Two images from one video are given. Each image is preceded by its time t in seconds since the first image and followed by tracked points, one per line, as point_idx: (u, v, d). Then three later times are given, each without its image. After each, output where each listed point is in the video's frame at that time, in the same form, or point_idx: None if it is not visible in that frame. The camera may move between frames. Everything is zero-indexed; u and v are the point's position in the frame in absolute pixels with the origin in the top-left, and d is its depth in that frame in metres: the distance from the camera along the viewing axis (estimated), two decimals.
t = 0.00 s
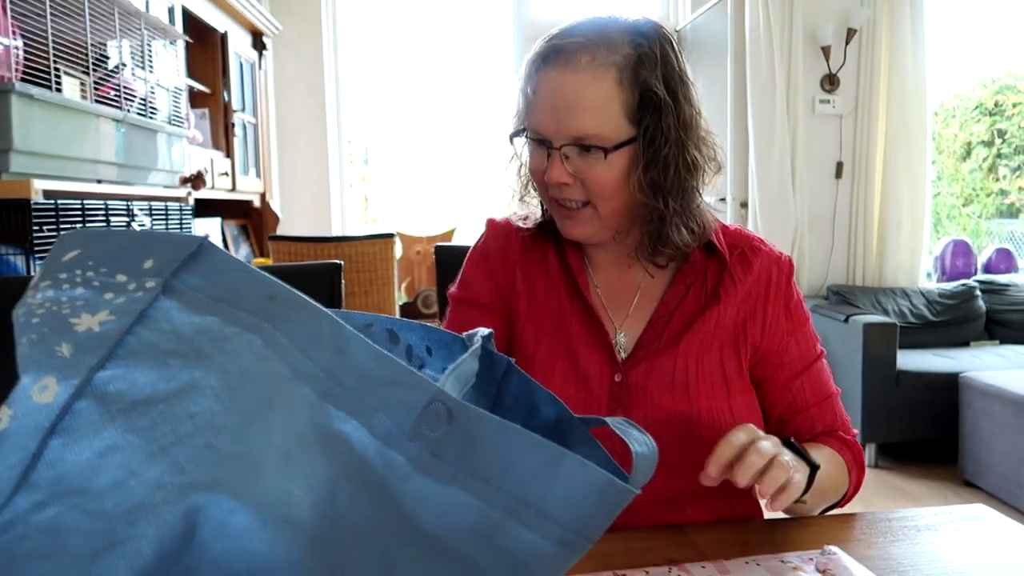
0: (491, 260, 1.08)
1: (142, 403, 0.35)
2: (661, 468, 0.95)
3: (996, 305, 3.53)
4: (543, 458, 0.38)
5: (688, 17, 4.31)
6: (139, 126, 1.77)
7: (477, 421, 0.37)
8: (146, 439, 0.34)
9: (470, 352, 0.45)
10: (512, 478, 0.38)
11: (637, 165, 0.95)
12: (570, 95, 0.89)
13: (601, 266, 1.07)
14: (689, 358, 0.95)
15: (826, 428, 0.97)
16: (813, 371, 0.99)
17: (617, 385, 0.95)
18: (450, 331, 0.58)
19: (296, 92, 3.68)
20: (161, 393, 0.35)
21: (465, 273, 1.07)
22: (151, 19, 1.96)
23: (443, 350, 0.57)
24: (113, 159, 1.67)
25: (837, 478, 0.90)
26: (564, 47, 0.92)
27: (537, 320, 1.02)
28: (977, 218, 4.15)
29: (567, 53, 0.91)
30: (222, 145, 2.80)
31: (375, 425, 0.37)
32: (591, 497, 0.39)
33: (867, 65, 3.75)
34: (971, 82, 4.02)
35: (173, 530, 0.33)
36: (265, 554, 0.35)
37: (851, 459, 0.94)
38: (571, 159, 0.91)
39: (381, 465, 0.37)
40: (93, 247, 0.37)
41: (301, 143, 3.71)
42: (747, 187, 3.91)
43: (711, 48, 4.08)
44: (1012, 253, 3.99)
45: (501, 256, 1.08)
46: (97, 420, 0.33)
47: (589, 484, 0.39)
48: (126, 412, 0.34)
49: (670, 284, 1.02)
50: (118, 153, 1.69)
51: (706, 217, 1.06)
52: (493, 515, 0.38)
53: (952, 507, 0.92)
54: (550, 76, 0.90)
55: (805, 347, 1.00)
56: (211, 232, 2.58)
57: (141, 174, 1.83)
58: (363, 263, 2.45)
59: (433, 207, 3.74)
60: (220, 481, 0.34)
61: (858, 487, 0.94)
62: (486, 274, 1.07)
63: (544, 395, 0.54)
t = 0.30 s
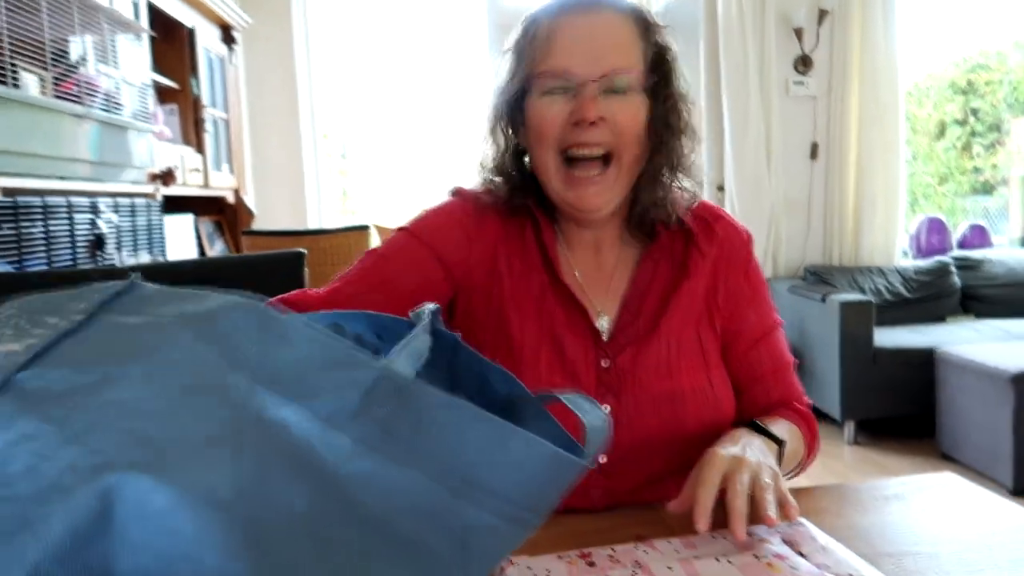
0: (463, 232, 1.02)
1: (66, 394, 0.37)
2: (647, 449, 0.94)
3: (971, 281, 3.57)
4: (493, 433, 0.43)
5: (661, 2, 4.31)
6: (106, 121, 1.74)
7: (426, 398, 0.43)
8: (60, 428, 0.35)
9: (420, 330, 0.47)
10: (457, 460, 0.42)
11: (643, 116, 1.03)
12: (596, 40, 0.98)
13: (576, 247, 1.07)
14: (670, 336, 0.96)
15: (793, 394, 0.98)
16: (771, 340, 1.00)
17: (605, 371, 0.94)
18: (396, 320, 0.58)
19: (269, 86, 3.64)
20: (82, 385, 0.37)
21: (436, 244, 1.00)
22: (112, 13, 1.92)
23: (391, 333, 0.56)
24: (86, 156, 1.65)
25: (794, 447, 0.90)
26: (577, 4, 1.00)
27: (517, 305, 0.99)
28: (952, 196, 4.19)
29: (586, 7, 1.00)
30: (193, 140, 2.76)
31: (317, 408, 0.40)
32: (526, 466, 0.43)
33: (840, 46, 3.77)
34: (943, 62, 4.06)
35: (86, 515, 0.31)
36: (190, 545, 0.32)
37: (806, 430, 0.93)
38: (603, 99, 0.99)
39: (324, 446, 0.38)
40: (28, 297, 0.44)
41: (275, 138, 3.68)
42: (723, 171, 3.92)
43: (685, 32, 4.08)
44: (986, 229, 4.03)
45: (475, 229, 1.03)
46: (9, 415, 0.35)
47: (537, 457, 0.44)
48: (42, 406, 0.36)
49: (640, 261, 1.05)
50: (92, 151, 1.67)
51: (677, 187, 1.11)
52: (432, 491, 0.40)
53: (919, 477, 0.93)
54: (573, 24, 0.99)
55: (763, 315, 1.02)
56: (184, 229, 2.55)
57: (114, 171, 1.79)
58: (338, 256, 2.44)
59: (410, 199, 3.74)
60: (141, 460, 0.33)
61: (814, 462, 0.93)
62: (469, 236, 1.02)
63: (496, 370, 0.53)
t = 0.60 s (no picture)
0: (443, 225, 1.01)
1: (49, 377, 0.35)
2: (632, 441, 0.94)
3: (948, 268, 3.62)
4: (472, 420, 0.40)
5: None
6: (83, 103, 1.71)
7: (404, 391, 0.40)
8: (48, 413, 0.33)
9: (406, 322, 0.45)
10: (439, 442, 0.40)
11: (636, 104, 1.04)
12: (594, 19, 0.99)
13: (561, 240, 1.07)
14: (656, 327, 0.97)
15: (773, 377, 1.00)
16: (754, 327, 1.03)
17: (592, 365, 0.94)
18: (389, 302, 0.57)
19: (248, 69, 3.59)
20: (66, 369, 0.35)
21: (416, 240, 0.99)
22: None
23: (383, 321, 0.57)
24: (62, 138, 1.61)
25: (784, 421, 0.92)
26: None
27: (501, 300, 0.97)
28: (931, 183, 4.22)
29: None
30: (171, 123, 2.72)
31: (301, 400, 0.38)
32: (522, 458, 0.41)
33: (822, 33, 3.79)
34: (923, 49, 4.09)
35: (82, 500, 0.31)
36: (183, 530, 0.33)
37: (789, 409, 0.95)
38: (600, 78, 0.99)
39: (307, 440, 0.38)
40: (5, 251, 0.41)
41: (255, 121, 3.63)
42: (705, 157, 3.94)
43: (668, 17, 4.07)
44: (963, 216, 4.08)
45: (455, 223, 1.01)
46: None
47: (520, 439, 0.41)
48: (27, 388, 0.34)
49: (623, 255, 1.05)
50: (67, 131, 1.63)
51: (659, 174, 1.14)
52: (416, 475, 0.39)
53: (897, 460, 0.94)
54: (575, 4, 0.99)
55: (744, 303, 1.04)
56: (163, 213, 2.52)
57: (90, 154, 1.76)
58: (320, 241, 2.42)
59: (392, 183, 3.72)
60: (126, 451, 0.33)
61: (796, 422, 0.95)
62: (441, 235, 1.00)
63: (487, 359, 0.54)
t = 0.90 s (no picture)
0: (451, 228, 1.02)
1: (69, 388, 0.35)
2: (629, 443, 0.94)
3: (945, 272, 3.64)
4: (488, 429, 0.41)
5: None
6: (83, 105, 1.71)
7: (418, 399, 0.40)
8: (70, 424, 0.33)
9: (420, 330, 0.43)
10: (456, 451, 0.41)
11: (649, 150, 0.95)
12: (612, 84, 0.87)
13: (567, 249, 1.04)
14: (656, 333, 0.97)
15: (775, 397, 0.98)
16: (755, 337, 1.00)
17: (590, 367, 0.94)
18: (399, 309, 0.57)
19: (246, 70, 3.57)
20: (87, 379, 0.35)
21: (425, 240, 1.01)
22: None
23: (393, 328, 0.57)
24: (59, 141, 1.60)
25: (769, 449, 0.91)
26: (594, 28, 0.89)
27: (503, 300, 0.98)
28: (927, 188, 4.24)
29: (606, 34, 0.89)
30: (171, 125, 2.72)
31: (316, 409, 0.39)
32: (535, 466, 0.42)
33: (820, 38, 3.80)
34: (920, 55, 4.11)
35: (103, 511, 0.31)
36: (203, 540, 0.33)
37: (784, 431, 0.95)
38: (611, 147, 0.90)
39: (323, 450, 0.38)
40: (20, 262, 0.41)
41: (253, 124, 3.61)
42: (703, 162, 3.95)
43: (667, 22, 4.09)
44: (961, 221, 4.09)
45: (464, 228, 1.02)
46: (19, 409, 0.33)
47: (535, 448, 0.42)
48: (49, 399, 0.34)
49: (625, 262, 1.03)
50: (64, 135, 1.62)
51: (676, 185, 1.07)
52: (433, 484, 0.40)
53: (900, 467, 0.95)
54: (593, 60, 0.87)
55: (747, 312, 1.01)
56: (164, 216, 2.51)
57: (89, 157, 1.75)
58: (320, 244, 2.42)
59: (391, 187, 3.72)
60: (149, 460, 0.33)
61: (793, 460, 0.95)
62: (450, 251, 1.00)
63: (498, 366, 0.54)
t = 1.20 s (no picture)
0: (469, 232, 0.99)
1: (84, 392, 0.35)
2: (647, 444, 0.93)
3: (956, 271, 3.61)
4: (496, 430, 0.42)
5: None
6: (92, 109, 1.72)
7: (428, 401, 0.41)
8: (87, 427, 0.34)
9: (429, 332, 0.47)
10: (466, 453, 0.41)
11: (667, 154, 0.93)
12: (637, 93, 0.85)
13: (581, 249, 1.02)
14: (666, 328, 0.96)
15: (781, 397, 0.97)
16: (746, 324, 0.98)
17: (607, 367, 0.93)
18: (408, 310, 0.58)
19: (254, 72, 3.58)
20: (103, 383, 0.36)
21: (438, 248, 0.99)
22: None
23: (403, 330, 0.57)
24: (67, 144, 1.61)
25: (749, 462, 0.88)
26: (623, 36, 0.86)
27: (520, 303, 0.97)
28: (936, 186, 4.22)
29: (634, 43, 0.86)
30: (180, 128, 2.73)
31: (327, 412, 0.39)
32: (547, 465, 0.42)
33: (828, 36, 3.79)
34: (929, 52, 4.09)
35: (120, 512, 0.32)
36: (218, 544, 0.33)
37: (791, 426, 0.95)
38: (631, 153, 0.88)
39: (335, 453, 0.38)
40: (32, 267, 0.42)
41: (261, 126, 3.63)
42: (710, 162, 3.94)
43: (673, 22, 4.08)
44: (971, 220, 4.06)
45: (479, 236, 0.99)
46: (36, 413, 0.34)
47: (545, 449, 0.42)
48: (66, 404, 0.34)
49: (630, 259, 1.02)
50: (72, 139, 1.63)
51: (696, 192, 1.04)
52: (443, 486, 0.40)
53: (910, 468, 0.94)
54: (619, 66, 0.85)
55: (742, 300, 0.99)
56: (173, 218, 2.53)
57: (97, 160, 1.76)
58: (328, 246, 2.43)
59: (399, 187, 3.73)
60: (166, 461, 0.34)
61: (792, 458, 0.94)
62: (470, 270, 0.97)
63: (507, 368, 0.54)
